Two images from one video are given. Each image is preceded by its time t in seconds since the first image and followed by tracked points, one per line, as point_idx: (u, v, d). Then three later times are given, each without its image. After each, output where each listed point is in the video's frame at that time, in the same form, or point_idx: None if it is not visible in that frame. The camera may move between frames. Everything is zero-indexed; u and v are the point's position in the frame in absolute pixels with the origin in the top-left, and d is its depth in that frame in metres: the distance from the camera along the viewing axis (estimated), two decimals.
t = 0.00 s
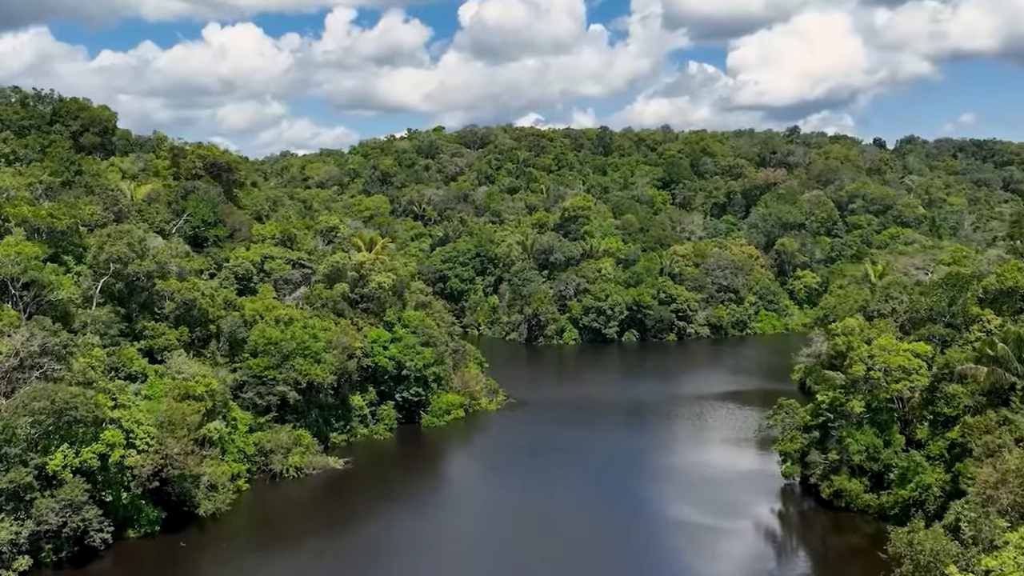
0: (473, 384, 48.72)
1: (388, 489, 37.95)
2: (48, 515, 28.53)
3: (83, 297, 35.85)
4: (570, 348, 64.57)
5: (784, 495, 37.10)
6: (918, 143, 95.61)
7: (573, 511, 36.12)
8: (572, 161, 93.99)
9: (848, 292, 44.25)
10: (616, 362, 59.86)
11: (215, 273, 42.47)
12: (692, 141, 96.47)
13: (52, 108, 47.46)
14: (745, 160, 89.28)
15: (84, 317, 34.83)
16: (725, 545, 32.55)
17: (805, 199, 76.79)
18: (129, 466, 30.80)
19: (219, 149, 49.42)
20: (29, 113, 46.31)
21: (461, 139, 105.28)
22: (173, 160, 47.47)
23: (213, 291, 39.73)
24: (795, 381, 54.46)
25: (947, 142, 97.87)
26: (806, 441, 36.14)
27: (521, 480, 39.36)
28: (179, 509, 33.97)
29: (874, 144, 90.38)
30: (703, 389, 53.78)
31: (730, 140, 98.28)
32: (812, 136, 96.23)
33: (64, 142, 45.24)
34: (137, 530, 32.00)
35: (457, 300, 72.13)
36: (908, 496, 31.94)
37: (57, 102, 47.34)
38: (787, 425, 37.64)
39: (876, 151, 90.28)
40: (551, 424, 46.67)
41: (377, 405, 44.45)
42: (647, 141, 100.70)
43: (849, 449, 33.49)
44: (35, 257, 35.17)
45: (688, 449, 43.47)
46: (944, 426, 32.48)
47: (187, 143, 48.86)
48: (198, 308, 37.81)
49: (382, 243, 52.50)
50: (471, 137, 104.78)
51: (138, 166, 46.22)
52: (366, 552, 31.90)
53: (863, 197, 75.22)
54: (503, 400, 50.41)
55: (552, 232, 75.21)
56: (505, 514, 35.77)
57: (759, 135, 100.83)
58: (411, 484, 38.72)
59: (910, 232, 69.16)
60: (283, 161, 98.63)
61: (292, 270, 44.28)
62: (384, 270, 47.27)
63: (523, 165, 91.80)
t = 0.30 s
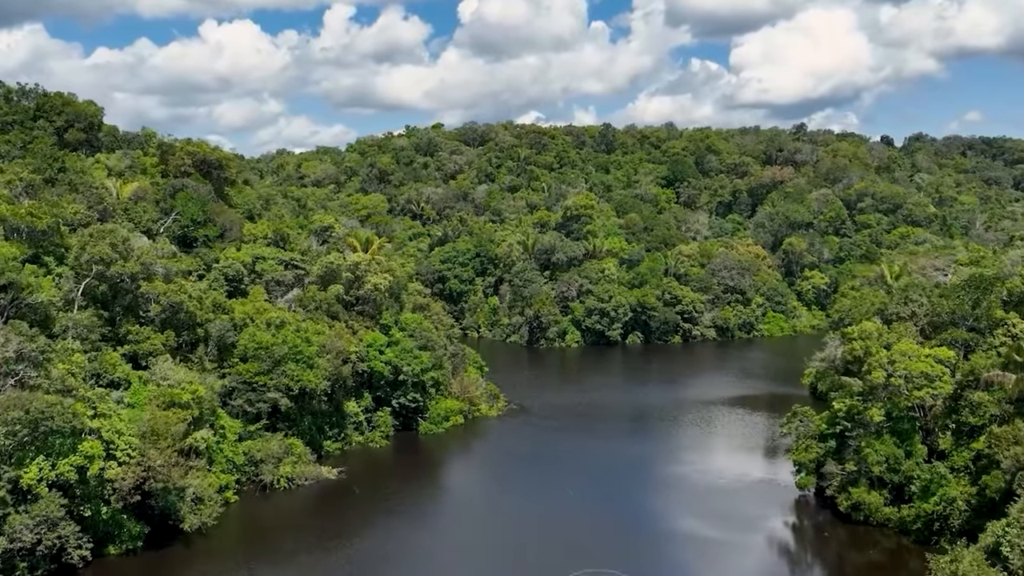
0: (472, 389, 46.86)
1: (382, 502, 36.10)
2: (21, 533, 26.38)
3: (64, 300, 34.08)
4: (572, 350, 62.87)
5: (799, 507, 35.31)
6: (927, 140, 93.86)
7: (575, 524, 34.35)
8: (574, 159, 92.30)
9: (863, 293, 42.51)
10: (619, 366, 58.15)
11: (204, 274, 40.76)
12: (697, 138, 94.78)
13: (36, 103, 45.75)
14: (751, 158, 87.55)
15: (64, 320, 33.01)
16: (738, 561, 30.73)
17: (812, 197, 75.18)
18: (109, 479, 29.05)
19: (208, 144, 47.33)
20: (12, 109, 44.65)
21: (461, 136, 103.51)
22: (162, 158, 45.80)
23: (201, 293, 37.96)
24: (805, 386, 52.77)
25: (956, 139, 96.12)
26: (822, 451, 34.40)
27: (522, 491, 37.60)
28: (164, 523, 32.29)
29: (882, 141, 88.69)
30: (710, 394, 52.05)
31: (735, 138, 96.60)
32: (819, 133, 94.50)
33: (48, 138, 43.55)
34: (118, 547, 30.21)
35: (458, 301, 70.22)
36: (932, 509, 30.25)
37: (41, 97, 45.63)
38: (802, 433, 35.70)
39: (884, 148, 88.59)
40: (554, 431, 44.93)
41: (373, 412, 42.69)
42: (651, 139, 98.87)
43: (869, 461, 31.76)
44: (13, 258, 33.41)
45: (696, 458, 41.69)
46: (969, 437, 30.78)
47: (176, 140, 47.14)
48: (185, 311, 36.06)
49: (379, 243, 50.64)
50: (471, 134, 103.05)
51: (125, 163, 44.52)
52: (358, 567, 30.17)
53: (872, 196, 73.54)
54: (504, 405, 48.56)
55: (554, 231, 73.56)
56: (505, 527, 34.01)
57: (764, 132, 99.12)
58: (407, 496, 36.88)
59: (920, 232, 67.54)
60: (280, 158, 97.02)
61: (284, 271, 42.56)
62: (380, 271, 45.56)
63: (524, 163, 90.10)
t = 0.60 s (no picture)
0: (472, 395, 44.90)
1: (376, 516, 34.14)
2: None
3: (41, 304, 32.25)
4: (575, 353, 61.05)
5: (816, 520, 33.40)
6: (936, 137, 91.98)
7: (577, 540, 32.41)
8: (576, 156, 90.55)
9: (881, 295, 40.61)
10: (623, 370, 56.28)
11: (191, 276, 38.97)
12: (702, 135, 92.98)
13: (18, 97, 43.98)
14: (757, 155, 85.73)
15: (41, 325, 31.07)
16: None
17: (821, 196, 73.42)
18: (85, 495, 27.15)
19: (197, 140, 45.43)
20: None
21: (461, 133, 101.65)
22: (149, 154, 44.05)
23: (187, 296, 36.13)
24: (817, 391, 50.88)
25: (966, 137, 94.23)
26: (840, 462, 32.57)
27: (522, 504, 35.69)
28: (145, 539, 30.56)
29: (891, 138, 86.92)
30: (718, 400, 50.16)
31: (740, 135, 94.78)
32: (826, 130, 92.65)
33: (29, 133, 41.79)
34: (95, 566, 28.27)
35: (457, 302, 68.68)
36: (960, 527, 28.46)
37: (23, 90, 43.86)
38: (818, 443, 33.68)
39: (893, 146, 86.86)
40: (556, 439, 43.06)
41: (368, 419, 40.79)
42: (655, 136, 97.00)
43: (892, 474, 29.96)
44: None
45: (706, 468, 39.78)
46: (998, 449, 28.97)
47: (164, 136, 45.34)
48: (169, 315, 34.23)
49: (376, 242, 48.81)
50: (471, 131, 101.22)
51: (110, 159, 42.72)
52: None
53: (882, 194, 71.77)
54: (504, 412, 46.57)
55: (556, 230, 71.81)
56: (503, 543, 32.08)
57: (770, 129, 97.29)
58: (402, 509, 34.94)
59: (932, 232, 65.79)
60: (276, 156, 95.36)
61: (275, 273, 40.77)
62: (375, 272, 43.73)
63: (525, 160, 88.30)
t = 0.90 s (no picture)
0: (472, 401, 42.98)
1: (369, 532, 32.09)
2: None
3: (16, 307, 30.36)
4: (577, 357, 59.24)
5: (835, 535, 31.58)
6: (945, 134, 90.22)
7: (581, 557, 30.47)
8: (578, 153, 88.80)
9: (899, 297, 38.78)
10: (628, 374, 54.44)
11: (178, 278, 37.21)
12: (707, 132, 91.20)
13: None
14: (763, 153, 83.99)
15: (15, 330, 29.17)
16: None
17: (829, 194, 71.69)
18: (58, 513, 24.82)
19: (186, 136, 43.63)
20: None
21: (460, 131, 99.89)
22: (135, 150, 42.27)
23: (172, 299, 34.37)
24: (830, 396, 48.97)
25: (975, 134, 92.46)
26: (861, 474, 30.75)
27: (522, 519, 33.76)
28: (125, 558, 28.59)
29: (899, 135, 85.16)
30: (727, 407, 48.25)
31: (746, 132, 93.02)
32: (833, 127, 90.88)
33: (9, 128, 40.00)
34: None
35: (456, 303, 66.95)
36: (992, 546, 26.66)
37: (4, 84, 42.08)
38: (836, 455, 31.89)
39: (901, 143, 85.10)
40: (560, 449, 41.14)
41: (363, 427, 38.93)
42: (659, 133, 95.15)
43: (918, 488, 28.16)
44: None
45: (717, 479, 37.85)
46: None
47: (151, 131, 43.53)
48: (152, 319, 32.48)
49: (372, 242, 47.04)
50: (470, 128, 99.43)
51: (93, 156, 40.91)
52: None
53: (892, 192, 70.04)
54: (506, 418, 44.66)
55: (558, 230, 70.06)
56: (502, 561, 30.10)
57: (776, 126, 95.48)
58: (397, 526, 32.87)
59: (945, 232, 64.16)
60: (272, 154, 93.75)
61: (266, 274, 38.95)
62: (371, 273, 41.92)
63: (526, 158, 86.48)
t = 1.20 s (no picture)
0: (472, 407, 41.16)
1: (362, 548, 30.16)
2: None
3: None
4: (581, 360, 57.54)
5: (856, 553, 29.81)
6: (955, 131, 88.49)
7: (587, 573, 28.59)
8: (581, 151, 87.10)
9: (920, 299, 37.01)
10: (633, 378, 52.66)
11: (163, 280, 35.49)
12: (712, 130, 89.50)
13: None
14: (770, 150, 82.29)
15: None
16: None
17: (838, 192, 70.02)
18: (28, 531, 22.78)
19: (173, 131, 41.87)
20: None
21: (460, 128, 98.12)
22: (120, 146, 40.50)
23: (156, 302, 32.63)
24: (843, 402, 47.15)
25: (985, 131, 90.70)
26: (884, 488, 29.09)
27: (523, 533, 31.88)
28: None
29: (908, 132, 83.54)
30: (737, 413, 46.47)
31: (752, 129, 91.28)
32: (841, 124, 89.12)
33: None
34: None
35: (455, 305, 65.24)
36: None
37: None
38: (857, 467, 30.20)
39: (910, 141, 83.48)
40: (564, 459, 39.34)
41: (358, 436, 37.17)
42: (663, 130, 93.40)
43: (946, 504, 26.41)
44: None
45: (729, 491, 36.04)
46: None
47: (138, 127, 41.76)
48: (134, 325, 30.72)
49: (368, 242, 45.34)
50: (470, 126, 97.64)
51: (76, 152, 39.17)
52: None
53: (903, 190, 68.43)
54: (507, 425, 42.88)
55: (560, 229, 68.34)
56: None
57: (783, 123, 93.72)
58: (392, 541, 30.97)
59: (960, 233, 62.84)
60: (267, 151, 92.09)
61: (256, 276, 37.21)
62: (366, 275, 40.21)
63: (527, 155, 84.76)
